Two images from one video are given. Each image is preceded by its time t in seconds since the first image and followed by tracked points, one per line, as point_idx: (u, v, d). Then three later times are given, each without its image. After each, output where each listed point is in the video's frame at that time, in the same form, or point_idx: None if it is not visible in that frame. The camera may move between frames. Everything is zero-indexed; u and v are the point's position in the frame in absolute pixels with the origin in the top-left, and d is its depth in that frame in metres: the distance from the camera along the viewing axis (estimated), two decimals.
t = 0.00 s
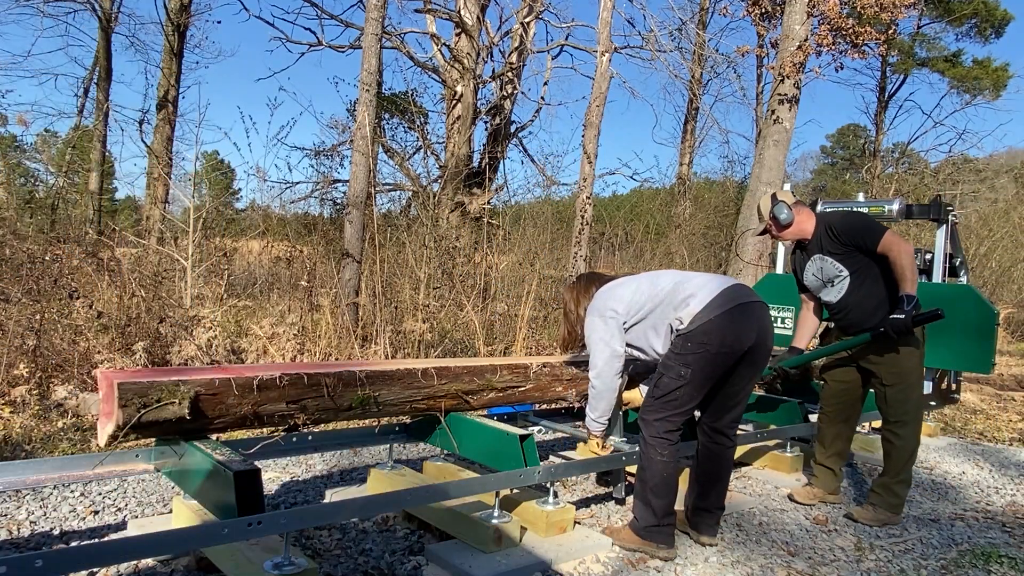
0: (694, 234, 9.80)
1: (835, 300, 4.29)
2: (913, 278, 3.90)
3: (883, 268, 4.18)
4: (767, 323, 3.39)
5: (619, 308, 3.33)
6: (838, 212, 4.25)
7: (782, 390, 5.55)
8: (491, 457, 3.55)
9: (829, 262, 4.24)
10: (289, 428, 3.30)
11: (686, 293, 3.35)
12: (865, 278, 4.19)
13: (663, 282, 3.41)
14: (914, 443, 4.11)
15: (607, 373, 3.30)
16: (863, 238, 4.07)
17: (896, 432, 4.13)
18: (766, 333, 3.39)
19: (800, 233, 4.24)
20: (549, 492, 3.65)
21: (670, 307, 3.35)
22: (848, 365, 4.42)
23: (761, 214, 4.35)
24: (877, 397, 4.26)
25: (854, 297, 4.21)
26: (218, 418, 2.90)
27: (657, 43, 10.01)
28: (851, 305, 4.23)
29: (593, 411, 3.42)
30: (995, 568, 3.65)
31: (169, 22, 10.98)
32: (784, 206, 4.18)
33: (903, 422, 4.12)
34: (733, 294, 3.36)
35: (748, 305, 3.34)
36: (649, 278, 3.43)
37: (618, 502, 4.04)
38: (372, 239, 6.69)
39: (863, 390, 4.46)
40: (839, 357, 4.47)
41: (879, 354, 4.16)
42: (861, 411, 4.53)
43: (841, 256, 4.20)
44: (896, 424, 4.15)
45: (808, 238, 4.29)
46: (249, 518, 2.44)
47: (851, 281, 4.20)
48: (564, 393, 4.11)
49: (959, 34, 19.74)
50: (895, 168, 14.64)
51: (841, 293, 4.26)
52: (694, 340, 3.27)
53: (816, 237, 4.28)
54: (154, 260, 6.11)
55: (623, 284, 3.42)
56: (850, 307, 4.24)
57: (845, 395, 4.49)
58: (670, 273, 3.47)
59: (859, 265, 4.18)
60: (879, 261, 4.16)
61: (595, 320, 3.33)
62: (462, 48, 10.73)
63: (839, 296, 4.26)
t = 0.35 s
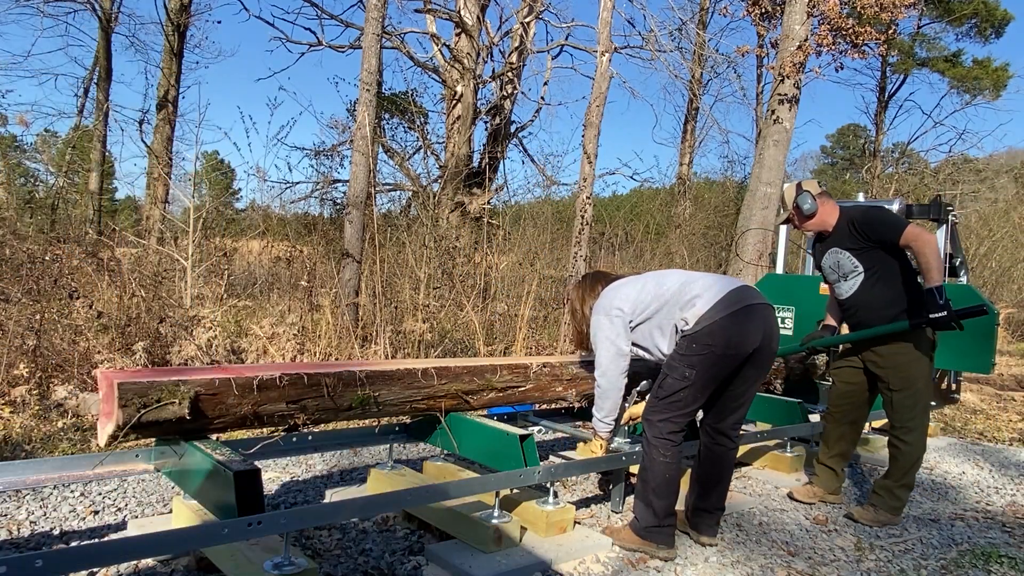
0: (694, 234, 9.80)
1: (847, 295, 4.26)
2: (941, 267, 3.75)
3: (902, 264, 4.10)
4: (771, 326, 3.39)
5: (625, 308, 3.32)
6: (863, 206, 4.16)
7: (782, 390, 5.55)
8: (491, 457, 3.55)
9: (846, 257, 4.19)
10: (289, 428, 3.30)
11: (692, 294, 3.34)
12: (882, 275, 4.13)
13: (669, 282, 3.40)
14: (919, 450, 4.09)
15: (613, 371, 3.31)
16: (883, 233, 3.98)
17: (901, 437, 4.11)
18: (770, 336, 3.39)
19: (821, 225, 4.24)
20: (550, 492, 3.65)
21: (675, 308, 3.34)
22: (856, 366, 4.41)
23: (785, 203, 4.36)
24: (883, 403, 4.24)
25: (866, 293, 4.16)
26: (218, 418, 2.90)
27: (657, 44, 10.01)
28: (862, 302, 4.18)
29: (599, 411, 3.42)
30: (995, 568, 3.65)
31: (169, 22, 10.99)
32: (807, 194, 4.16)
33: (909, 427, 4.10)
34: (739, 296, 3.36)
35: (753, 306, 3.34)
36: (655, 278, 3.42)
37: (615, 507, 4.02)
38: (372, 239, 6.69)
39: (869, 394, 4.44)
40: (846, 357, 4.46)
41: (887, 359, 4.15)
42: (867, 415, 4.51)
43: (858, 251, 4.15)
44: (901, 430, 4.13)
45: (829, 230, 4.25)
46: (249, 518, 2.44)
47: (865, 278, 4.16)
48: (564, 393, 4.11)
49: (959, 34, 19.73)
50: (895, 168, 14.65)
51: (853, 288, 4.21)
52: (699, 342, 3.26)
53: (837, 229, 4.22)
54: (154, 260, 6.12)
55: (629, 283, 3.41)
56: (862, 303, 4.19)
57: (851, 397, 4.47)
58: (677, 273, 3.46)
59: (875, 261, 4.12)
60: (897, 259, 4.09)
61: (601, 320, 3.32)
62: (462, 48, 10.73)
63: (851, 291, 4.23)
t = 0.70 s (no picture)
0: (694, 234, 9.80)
1: (852, 296, 4.27)
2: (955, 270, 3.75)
3: (910, 266, 4.12)
4: (771, 326, 3.39)
5: (628, 304, 3.32)
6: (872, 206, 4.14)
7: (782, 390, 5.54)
8: (491, 457, 3.55)
9: (854, 257, 4.18)
10: (289, 428, 3.30)
11: (694, 293, 3.34)
12: (889, 276, 4.12)
13: (672, 280, 3.39)
14: (921, 452, 4.08)
15: (615, 367, 3.31)
16: (893, 235, 3.97)
17: (902, 438, 4.11)
18: (770, 337, 3.39)
19: (830, 225, 4.20)
20: (549, 492, 3.65)
21: (676, 307, 3.34)
22: (859, 368, 4.41)
23: (794, 200, 4.31)
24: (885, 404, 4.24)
25: (873, 294, 4.16)
26: (220, 417, 2.90)
27: (657, 44, 10.00)
28: (868, 302, 4.19)
29: (602, 408, 3.44)
30: (995, 568, 3.65)
31: (169, 22, 10.99)
32: (819, 192, 4.12)
33: (910, 429, 4.09)
34: (740, 296, 3.35)
35: (754, 307, 3.34)
36: (658, 274, 3.43)
37: (616, 508, 4.02)
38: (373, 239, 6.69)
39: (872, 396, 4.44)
40: (850, 357, 4.46)
41: (889, 358, 4.16)
42: (869, 416, 4.51)
43: (866, 252, 4.14)
44: (903, 431, 4.12)
45: (837, 229, 4.22)
46: (249, 518, 2.44)
47: (872, 279, 4.16)
48: (565, 393, 4.10)
49: (959, 34, 19.71)
50: (895, 168, 14.64)
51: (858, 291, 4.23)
52: (700, 342, 3.26)
53: (845, 229, 4.20)
54: (154, 260, 6.12)
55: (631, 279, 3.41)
56: (868, 304, 4.20)
57: (854, 398, 4.48)
58: (679, 270, 3.45)
59: (883, 262, 4.12)
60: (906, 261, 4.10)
61: (603, 315, 3.32)
62: (462, 48, 10.72)
63: (856, 292, 4.24)
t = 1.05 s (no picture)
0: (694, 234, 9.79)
1: (846, 299, 4.27)
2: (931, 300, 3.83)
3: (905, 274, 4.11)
4: (768, 325, 3.39)
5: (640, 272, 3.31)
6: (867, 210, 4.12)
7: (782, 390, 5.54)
8: (491, 457, 3.55)
9: (849, 263, 4.18)
10: (289, 428, 3.30)
11: (696, 285, 3.30)
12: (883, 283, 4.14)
13: (681, 263, 3.37)
14: (919, 448, 4.08)
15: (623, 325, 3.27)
16: (884, 245, 3.96)
17: (900, 435, 4.10)
18: (765, 338, 3.40)
19: (824, 228, 4.18)
20: (550, 492, 3.65)
21: (676, 295, 3.32)
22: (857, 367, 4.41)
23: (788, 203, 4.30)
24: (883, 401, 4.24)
25: (865, 299, 4.19)
26: (219, 417, 2.90)
27: (657, 44, 9.99)
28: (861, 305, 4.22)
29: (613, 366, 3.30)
30: (995, 568, 3.65)
31: (169, 22, 10.99)
32: (813, 196, 4.08)
33: (909, 425, 4.09)
34: (739, 296, 3.33)
35: (751, 309, 3.32)
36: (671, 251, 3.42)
37: (615, 508, 4.02)
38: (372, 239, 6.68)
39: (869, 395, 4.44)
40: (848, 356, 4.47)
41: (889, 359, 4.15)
42: (867, 415, 4.51)
43: (861, 260, 4.14)
44: (902, 428, 4.12)
45: (830, 233, 4.22)
46: (249, 518, 2.44)
47: (866, 284, 4.17)
48: (564, 393, 4.11)
49: (960, 34, 19.68)
50: (895, 168, 14.64)
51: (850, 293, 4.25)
52: (695, 340, 3.27)
53: (838, 232, 4.20)
54: (154, 260, 6.12)
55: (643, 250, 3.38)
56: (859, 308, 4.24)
57: (851, 397, 4.48)
58: (689, 255, 3.41)
59: (877, 268, 4.12)
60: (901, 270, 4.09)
61: (608, 280, 3.31)
62: (462, 48, 10.72)
63: (850, 296, 4.24)
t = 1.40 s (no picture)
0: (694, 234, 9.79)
1: (846, 299, 4.29)
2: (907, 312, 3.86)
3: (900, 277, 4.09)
4: (750, 325, 3.39)
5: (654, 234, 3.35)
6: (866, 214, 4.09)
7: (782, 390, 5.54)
8: (491, 457, 3.55)
9: (846, 265, 4.18)
10: (289, 428, 3.30)
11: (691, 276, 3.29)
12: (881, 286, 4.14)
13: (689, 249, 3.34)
14: (918, 448, 4.08)
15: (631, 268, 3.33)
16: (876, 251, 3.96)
17: (900, 435, 4.10)
18: (745, 341, 3.38)
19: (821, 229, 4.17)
20: (549, 492, 3.65)
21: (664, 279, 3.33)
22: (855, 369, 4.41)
23: (787, 202, 4.28)
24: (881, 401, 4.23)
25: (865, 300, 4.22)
26: (219, 417, 2.90)
27: (657, 44, 9.99)
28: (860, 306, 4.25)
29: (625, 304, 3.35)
30: (995, 568, 3.65)
31: (169, 22, 10.99)
32: (812, 199, 4.06)
33: (909, 425, 4.08)
34: (723, 301, 3.29)
35: (730, 317, 3.29)
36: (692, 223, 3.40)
37: (615, 508, 4.02)
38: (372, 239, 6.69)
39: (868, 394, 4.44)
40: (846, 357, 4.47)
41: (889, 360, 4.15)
42: (865, 414, 4.52)
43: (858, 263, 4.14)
44: (901, 428, 4.12)
45: (829, 233, 4.21)
46: (249, 518, 2.44)
47: (865, 285, 4.19)
48: (564, 393, 4.10)
49: (959, 34, 19.66)
50: (895, 168, 14.64)
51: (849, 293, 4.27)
52: (672, 338, 3.29)
53: (836, 233, 4.20)
54: (154, 259, 6.12)
55: (666, 210, 3.38)
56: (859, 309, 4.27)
57: (850, 397, 4.48)
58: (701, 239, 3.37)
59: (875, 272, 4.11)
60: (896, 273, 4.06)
61: (621, 226, 3.38)
62: (462, 48, 10.72)
63: (850, 296, 4.26)
